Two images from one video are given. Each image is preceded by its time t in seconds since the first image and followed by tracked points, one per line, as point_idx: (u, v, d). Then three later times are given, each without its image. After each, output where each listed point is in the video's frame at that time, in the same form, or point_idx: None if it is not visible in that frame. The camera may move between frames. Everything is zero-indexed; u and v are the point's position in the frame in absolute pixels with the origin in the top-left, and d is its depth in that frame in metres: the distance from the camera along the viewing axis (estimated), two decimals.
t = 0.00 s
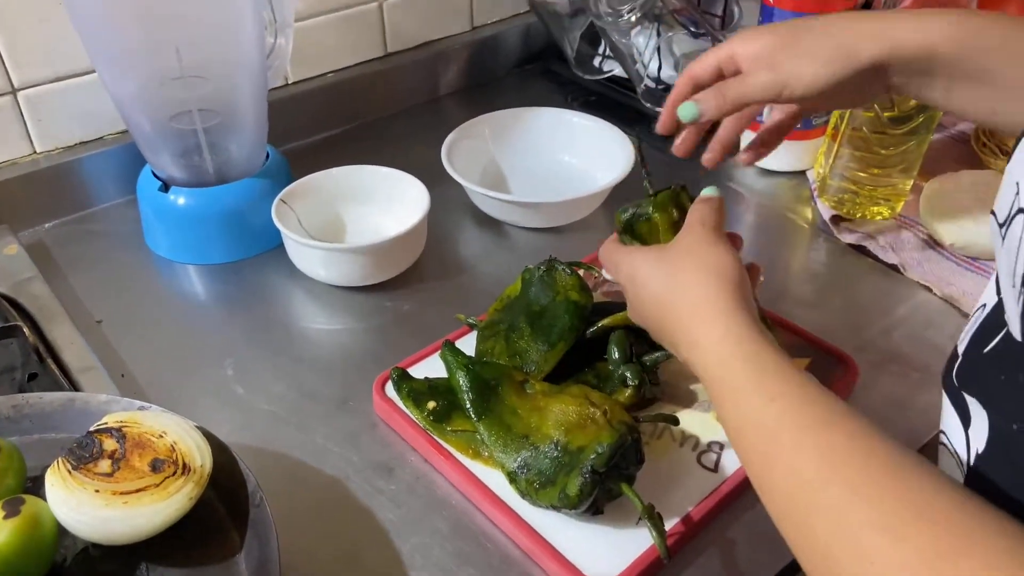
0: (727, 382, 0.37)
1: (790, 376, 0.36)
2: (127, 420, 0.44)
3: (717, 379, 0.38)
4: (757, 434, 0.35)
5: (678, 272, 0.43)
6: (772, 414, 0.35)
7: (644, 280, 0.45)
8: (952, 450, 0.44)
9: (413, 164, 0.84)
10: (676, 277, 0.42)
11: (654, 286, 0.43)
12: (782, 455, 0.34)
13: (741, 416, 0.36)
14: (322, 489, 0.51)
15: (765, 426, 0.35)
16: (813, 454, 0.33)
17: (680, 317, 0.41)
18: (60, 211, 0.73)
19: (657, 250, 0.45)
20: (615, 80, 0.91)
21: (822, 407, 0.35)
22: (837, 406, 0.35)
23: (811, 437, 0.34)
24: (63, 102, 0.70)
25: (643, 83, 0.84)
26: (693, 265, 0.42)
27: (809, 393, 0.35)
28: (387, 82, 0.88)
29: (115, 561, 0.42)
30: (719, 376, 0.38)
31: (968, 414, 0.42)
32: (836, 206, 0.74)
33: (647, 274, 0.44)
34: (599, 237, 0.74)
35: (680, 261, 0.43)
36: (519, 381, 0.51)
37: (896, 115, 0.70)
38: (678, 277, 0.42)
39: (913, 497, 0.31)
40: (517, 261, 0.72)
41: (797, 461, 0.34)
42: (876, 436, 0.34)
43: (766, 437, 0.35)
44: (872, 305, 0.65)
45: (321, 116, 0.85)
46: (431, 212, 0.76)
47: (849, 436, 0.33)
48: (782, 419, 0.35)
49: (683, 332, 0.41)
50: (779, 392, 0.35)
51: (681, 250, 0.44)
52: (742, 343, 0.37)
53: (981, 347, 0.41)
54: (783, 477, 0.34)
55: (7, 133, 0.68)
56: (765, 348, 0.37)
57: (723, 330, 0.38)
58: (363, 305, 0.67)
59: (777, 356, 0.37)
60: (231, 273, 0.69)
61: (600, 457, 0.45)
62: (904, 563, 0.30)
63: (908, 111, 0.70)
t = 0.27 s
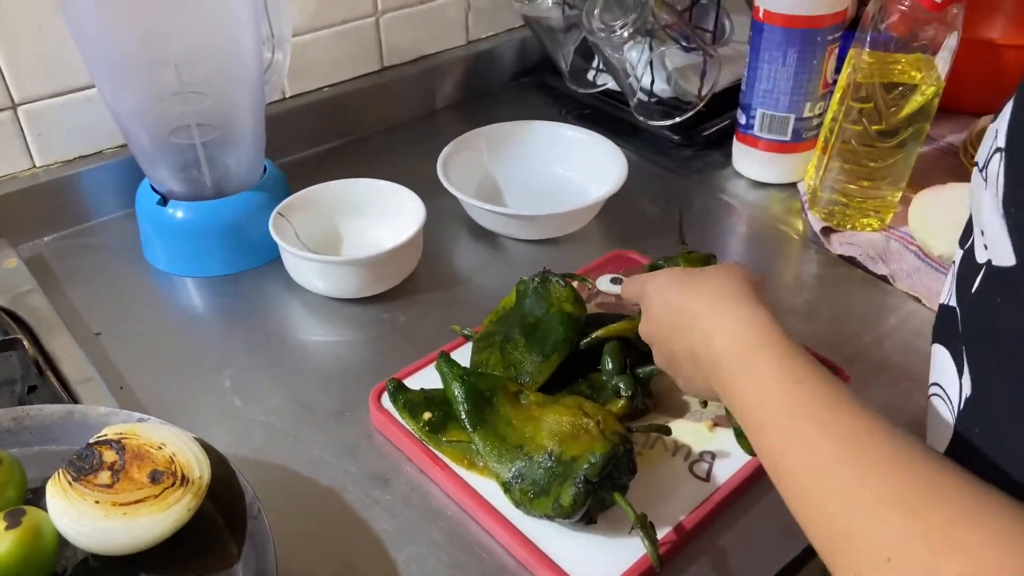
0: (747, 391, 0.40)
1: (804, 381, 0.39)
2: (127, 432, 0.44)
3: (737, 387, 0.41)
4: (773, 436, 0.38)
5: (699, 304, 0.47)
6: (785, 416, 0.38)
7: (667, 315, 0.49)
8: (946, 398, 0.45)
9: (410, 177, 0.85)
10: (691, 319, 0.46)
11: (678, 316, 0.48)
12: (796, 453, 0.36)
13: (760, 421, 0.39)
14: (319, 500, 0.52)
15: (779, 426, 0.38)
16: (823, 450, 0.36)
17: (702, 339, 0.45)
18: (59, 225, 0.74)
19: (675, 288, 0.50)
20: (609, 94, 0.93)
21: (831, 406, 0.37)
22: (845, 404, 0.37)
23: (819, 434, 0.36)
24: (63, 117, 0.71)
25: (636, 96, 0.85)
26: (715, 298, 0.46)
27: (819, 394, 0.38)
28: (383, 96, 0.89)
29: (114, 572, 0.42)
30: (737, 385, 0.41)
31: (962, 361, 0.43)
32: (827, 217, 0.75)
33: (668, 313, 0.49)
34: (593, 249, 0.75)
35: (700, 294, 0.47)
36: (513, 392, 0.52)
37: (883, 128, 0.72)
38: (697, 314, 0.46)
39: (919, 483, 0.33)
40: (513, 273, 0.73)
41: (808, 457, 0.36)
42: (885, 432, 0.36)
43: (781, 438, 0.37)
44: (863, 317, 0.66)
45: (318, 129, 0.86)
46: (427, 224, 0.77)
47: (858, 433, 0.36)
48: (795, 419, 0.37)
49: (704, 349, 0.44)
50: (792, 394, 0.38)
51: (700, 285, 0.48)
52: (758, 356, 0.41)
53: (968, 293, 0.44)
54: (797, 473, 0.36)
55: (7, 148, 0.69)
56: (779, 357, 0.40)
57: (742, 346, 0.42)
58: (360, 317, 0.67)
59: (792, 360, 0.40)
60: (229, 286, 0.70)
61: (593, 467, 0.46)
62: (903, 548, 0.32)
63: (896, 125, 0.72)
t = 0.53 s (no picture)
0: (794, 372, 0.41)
1: (854, 355, 0.40)
2: (122, 437, 0.44)
3: (786, 369, 0.42)
4: (827, 412, 0.39)
5: (731, 292, 0.48)
6: (836, 393, 0.39)
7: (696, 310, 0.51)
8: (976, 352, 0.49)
9: (405, 183, 0.85)
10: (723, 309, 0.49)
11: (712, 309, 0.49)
12: (853, 426, 0.37)
13: (812, 398, 0.40)
14: (314, 505, 0.52)
15: (833, 403, 0.39)
16: (879, 421, 0.37)
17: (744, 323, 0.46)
18: (55, 232, 0.74)
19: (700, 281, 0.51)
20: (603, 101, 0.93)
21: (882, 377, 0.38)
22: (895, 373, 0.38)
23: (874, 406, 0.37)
24: (59, 124, 0.71)
25: (630, 103, 0.86)
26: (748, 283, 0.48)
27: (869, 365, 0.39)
28: (379, 103, 0.90)
29: None
30: (785, 367, 0.42)
31: (990, 315, 0.48)
32: (819, 223, 0.75)
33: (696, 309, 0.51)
34: (587, 255, 0.76)
35: (730, 284, 0.49)
36: (508, 397, 0.52)
37: (874, 135, 0.73)
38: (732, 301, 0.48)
39: (968, 434, 0.34)
40: (508, 278, 0.73)
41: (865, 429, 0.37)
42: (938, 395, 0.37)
43: (835, 414, 0.38)
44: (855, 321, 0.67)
45: (314, 136, 0.86)
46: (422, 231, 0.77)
47: (910, 399, 0.37)
48: (847, 395, 0.38)
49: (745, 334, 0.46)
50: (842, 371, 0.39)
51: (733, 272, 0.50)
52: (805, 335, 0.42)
53: (1000, 253, 0.47)
54: (853, 444, 0.37)
55: (4, 155, 0.69)
56: (823, 334, 0.41)
57: (785, 326, 0.43)
58: (355, 322, 0.68)
59: (836, 336, 0.41)
60: (224, 292, 0.70)
61: (587, 470, 0.46)
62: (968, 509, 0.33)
63: (886, 131, 0.73)
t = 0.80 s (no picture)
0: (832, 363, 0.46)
1: (885, 342, 0.44)
2: (118, 439, 0.45)
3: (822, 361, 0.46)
4: (870, 396, 0.43)
5: (762, 305, 0.52)
6: (877, 378, 0.43)
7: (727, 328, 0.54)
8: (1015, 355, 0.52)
9: (401, 188, 0.85)
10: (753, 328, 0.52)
11: (742, 327, 0.53)
12: (897, 406, 0.42)
13: (854, 386, 0.44)
14: (309, 507, 0.52)
15: (875, 388, 0.43)
16: (919, 399, 0.41)
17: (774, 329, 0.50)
18: (51, 237, 0.75)
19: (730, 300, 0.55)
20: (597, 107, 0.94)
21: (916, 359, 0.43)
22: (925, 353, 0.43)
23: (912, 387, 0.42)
24: (55, 130, 0.71)
25: (624, 109, 0.87)
26: (775, 296, 0.52)
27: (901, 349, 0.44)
28: (375, 109, 0.91)
29: None
30: (820, 359, 0.46)
31: None
32: (811, 227, 0.76)
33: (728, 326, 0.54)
34: (581, 259, 0.76)
35: (759, 300, 0.53)
36: (502, 399, 0.52)
37: (864, 140, 0.74)
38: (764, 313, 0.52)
39: None
40: (502, 282, 0.73)
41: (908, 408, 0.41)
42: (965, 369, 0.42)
43: (879, 397, 0.43)
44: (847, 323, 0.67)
45: (309, 142, 0.87)
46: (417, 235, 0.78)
47: (944, 375, 0.41)
48: (887, 379, 0.43)
49: (776, 338, 0.50)
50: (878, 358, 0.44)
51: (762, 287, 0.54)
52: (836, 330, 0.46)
53: None
54: (897, 419, 0.42)
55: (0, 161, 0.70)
56: (854, 325, 0.46)
57: (817, 324, 0.47)
58: (350, 326, 0.68)
59: (898, 343, 0.44)
60: (219, 296, 0.70)
61: (580, 471, 0.46)
62: (1005, 461, 0.38)
63: (877, 136, 0.73)
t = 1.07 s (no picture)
0: (831, 368, 0.44)
1: (887, 347, 0.43)
2: (117, 439, 0.45)
3: (821, 366, 0.45)
4: (870, 403, 0.42)
5: (760, 316, 0.51)
6: (878, 383, 0.42)
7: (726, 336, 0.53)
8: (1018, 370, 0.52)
9: (399, 190, 0.86)
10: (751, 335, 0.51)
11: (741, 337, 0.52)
12: (898, 412, 0.41)
13: (853, 390, 0.43)
14: (308, 507, 0.52)
15: (875, 394, 0.42)
16: (920, 406, 0.40)
17: (773, 336, 0.49)
18: (50, 239, 0.75)
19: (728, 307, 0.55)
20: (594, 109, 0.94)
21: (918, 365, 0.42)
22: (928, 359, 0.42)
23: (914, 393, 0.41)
24: (55, 132, 0.72)
25: (621, 111, 0.87)
26: (773, 305, 0.51)
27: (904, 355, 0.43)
28: (373, 111, 0.91)
29: None
30: (819, 364, 0.45)
31: None
32: (807, 228, 0.77)
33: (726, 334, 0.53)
34: (579, 260, 0.76)
35: (757, 309, 0.52)
36: (500, 399, 0.53)
37: (860, 140, 0.74)
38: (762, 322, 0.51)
39: None
40: (500, 283, 0.74)
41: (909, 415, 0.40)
42: (967, 373, 0.41)
43: (879, 402, 0.42)
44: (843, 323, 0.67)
45: (308, 144, 0.87)
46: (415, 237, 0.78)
47: (936, 377, 0.41)
48: (888, 384, 0.42)
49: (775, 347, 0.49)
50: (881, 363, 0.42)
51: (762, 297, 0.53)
52: (837, 336, 0.45)
53: None
54: (883, 418, 0.41)
55: None
56: (856, 331, 0.45)
57: (819, 330, 0.46)
58: (349, 327, 0.68)
59: (890, 343, 0.43)
60: (219, 298, 0.71)
61: (577, 470, 0.47)
62: (1011, 470, 0.36)
63: (873, 137, 0.73)
